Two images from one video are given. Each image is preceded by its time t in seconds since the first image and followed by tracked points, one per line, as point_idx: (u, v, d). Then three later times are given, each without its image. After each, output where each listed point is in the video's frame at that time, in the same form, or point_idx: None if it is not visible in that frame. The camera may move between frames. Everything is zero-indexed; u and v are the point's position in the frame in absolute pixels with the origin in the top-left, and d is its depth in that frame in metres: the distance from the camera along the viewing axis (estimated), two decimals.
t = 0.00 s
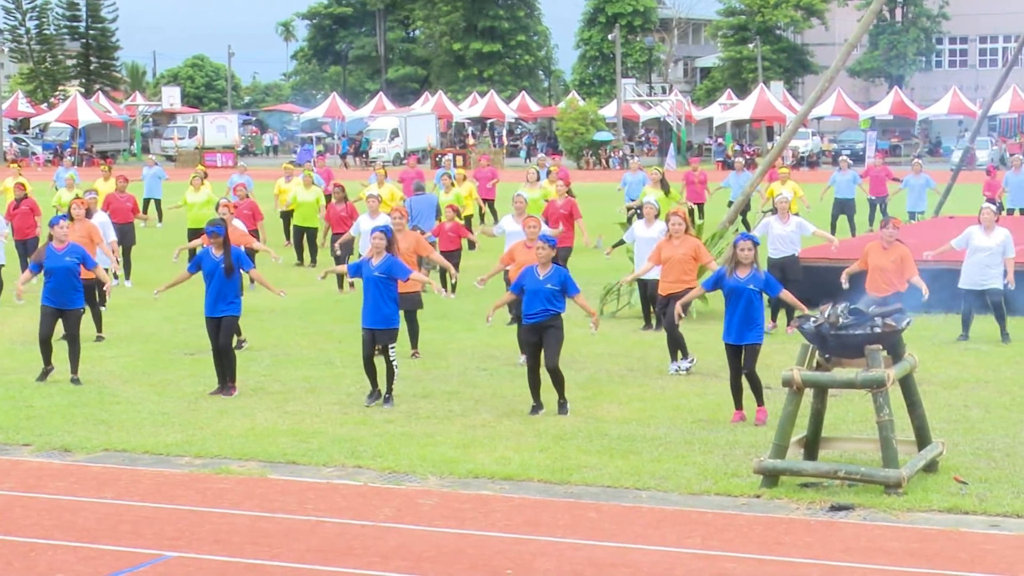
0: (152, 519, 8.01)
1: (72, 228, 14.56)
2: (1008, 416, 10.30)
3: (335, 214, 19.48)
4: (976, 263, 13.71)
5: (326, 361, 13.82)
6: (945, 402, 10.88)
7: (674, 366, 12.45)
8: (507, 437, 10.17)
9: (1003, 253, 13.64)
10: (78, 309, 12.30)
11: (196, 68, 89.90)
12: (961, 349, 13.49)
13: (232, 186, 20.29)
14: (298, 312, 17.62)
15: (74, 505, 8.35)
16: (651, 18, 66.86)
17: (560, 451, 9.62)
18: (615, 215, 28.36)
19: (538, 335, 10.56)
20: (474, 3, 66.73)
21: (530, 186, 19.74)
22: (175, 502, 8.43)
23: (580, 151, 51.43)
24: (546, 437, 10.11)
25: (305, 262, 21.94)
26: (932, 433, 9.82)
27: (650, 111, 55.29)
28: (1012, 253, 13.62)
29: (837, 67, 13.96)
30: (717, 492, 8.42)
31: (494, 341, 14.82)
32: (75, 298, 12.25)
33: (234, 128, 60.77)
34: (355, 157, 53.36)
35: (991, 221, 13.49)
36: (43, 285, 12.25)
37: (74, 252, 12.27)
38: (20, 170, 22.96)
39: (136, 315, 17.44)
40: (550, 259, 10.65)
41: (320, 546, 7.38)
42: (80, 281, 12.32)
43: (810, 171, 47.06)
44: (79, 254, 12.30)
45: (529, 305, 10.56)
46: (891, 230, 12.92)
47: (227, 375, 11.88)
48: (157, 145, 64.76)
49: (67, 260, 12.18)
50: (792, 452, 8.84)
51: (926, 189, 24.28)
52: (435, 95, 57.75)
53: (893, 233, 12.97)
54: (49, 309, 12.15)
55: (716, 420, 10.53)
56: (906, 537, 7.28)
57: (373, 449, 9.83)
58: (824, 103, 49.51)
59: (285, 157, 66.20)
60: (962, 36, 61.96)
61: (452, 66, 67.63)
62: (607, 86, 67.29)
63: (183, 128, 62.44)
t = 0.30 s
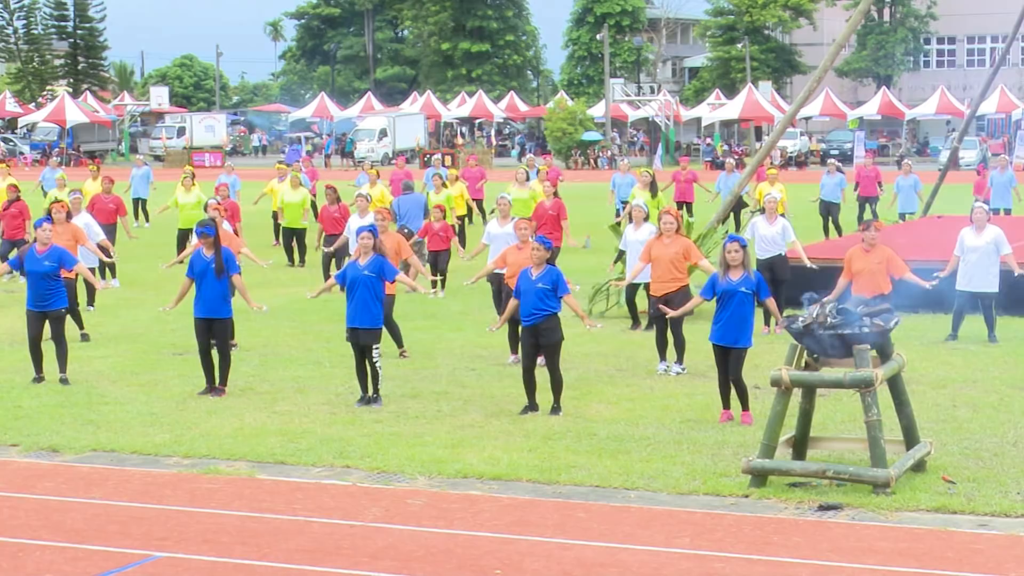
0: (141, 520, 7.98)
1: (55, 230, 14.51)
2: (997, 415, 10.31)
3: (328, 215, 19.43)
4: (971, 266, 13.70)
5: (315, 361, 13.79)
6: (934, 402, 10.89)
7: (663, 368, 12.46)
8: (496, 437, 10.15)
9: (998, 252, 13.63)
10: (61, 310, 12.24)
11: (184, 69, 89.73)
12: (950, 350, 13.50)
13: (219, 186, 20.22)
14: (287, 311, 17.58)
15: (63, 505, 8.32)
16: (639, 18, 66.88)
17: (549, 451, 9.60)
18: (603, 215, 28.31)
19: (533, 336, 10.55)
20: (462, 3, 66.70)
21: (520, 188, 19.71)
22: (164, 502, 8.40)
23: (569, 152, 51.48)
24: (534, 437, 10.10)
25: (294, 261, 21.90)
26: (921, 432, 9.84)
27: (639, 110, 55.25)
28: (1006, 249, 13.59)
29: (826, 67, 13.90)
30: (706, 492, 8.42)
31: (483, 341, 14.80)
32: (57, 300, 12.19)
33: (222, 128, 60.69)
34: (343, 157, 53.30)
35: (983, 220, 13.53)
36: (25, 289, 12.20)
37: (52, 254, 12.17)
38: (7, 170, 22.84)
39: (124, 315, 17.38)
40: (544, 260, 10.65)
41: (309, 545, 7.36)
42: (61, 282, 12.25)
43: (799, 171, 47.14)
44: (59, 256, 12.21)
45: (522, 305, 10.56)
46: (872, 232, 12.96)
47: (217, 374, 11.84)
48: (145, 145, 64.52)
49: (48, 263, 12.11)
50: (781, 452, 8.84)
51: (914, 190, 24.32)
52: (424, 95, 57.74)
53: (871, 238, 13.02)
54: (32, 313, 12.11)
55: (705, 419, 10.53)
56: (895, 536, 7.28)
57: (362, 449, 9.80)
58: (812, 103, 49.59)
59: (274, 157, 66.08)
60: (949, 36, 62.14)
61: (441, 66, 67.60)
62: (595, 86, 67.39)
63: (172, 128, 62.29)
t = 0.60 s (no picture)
0: (129, 520, 7.95)
1: (41, 227, 14.45)
2: (985, 415, 10.33)
3: (318, 215, 19.45)
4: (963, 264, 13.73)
5: (304, 361, 13.78)
6: (922, 402, 10.92)
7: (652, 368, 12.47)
8: (485, 437, 10.15)
9: (989, 249, 13.68)
10: (44, 308, 12.17)
11: (173, 69, 89.53)
12: (938, 349, 13.54)
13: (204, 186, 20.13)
14: (275, 312, 17.58)
15: (49, 506, 8.29)
16: (628, 18, 66.90)
17: (537, 451, 9.60)
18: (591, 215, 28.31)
19: (525, 336, 10.53)
20: (450, 3, 66.67)
21: (509, 188, 19.72)
22: (152, 503, 8.37)
23: (558, 152, 51.48)
24: (523, 437, 10.09)
25: (283, 260, 21.89)
26: (909, 432, 9.85)
27: (628, 111, 55.23)
28: (997, 244, 13.65)
29: (814, 67, 13.85)
30: (694, 492, 8.42)
31: (471, 341, 14.81)
32: (40, 297, 12.13)
33: (211, 128, 60.60)
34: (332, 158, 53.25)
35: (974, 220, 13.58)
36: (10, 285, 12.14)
37: (38, 250, 12.15)
38: None
39: (112, 315, 17.34)
40: (535, 259, 10.64)
41: (298, 546, 7.33)
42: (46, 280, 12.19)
43: (787, 171, 47.18)
44: (44, 253, 12.15)
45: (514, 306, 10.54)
46: (859, 233, 12.99)
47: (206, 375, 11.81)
48: (133, 146, 64.35)
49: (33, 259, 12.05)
50: (769, 452, 8.84)
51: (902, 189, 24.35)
52: (412, 95, 57.72)
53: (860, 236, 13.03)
54: (16, 309, 12.08)
55: (693, 419, 10.53)
56: (882, 537, 7.28)
57: (350, 449, 9.78)
58: (800, 104, 49.65)
59: (263, 157, 65.97)
60: (938, 36, 62.32)
61: (429, 66, 67.54)
62: (584, 86, 67.49)
63: (160, 129, 62.16)
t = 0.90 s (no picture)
0: (114, 522, 7.90)
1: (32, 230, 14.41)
2: (970, 415, 10.36)
3: (303, 218, 19.42)
4: (944, 265, 13.76)
5: (290, 362, 13.75)
6: (907, 402, 10.94)
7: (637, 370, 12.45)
8: (472, 437, 10.13)
9: (971, 251, 13.75)
10: (34, 311, 12.13)
11: (158, 69, 89.30)
12: (923, 350, 13.58)
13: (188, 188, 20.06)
14: (262, 312, 17.54)
15: (35, 507, 8.24)
16: (614, 19, 66.98)
17: (524, 451, 9.59)
18: (577, 216, 28.32)
19: (507, 337, 10.55)
20: (436, 4, 66.59)
21: (497, 188, 19.73)
22: (138, 504, 8.33)
23: (543, 153, 51.45)
24: (508, 438, 10.08)
25: (268, 262, 21.85)
26: (894, 433, 9.86)
27: (614, 111, 55.21)
28: (978, 248, 13.74)
29: (798, 70, 13.82)
30: (680, 493, 8.41)
31: (457, 342, 14.80)
32: (27, 300, 12.09)
33: (197, 129, 61.24)
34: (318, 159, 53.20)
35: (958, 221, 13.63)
36: None
37: (25, 252, 12.12)
38: None
39: (98, 316, 17.27)
40: (518, 261, 10.63)
41: (284, 547, 7.31)
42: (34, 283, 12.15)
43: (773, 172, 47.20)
44: (31, 255, 12.12)
45: (498, 308, 10.51)
46: (849, 235, 13.01)
47: (191, 377, 11.77)
48: (119, 146, 64.18)
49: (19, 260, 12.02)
50: (755, 452, 8.85)
51: (887, 190, 24.40)
52: (399, 96, 57.65)
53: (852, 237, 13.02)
54: (2, 310, 11.99)
55: (679, 420, 10.52)
56: (868, 537, 7.29)
57: (337, 450, 9.76)
58: (786, 105, 49.68)
59: (248, 158, 65.79)
60: (923, 37, 62.55)
61: (415, 67, 67.45)
62: (569, 87, 67.52)
63: (145, 129, 62.01)
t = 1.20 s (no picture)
0: (101, 524, 7.86)
1: (17, 229, 14.36)
2: (956, 416, 10.39)
3: (291, 218, 19.38)
4: (924, 264, 13.81)
5: (277, 363, 13.71)
6: (894, 403, 10.96)
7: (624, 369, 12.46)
8: (459, 439, 10.12)
9: (951, 252, 13.73)
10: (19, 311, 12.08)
11: (145, 70, 89.05)
12: (910, 350, 13.62)
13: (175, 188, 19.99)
14: (249, 314, 17.50)
15: (21, 509, 8.19)
16: (601, 20, 67.10)
17: (511, 452, 9.59)
18: (565, 217, 28.32)
19: (495, 339, 10.52)
20: (423, 5, 66.59)
21: (485, 188, 19.73)
22: (124, 506, 8.29)
23: (531, 153, 51.46)
24: (496, 439, 10.06)
25: (255, 262, 21.82)
26: (881, 434, 9.88)
27: (601, 113, 55.25)
28: (960, 250, 13.70)
29: (786, 71, 13.85)
30: (668, 494, 8.41)
31: (444, 343, 14.79)
32: (14, 299, 12.05)
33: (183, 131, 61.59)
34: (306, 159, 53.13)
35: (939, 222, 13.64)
36: None
37: (11, 252, 12.05)
38: None
39: (85, 317, 17.21)
40: (505, 262, 10.62)
41: (271, 548, 7.28)
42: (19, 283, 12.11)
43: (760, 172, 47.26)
44: (16, 254, 12.08)
45: (485, 309, 10.50)
46: (834, 232, 13.00)
47: (178, 378, 11.73)
48: (106, 148, 64.04)
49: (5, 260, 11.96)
50: (742, 453, 8.86)
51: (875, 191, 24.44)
52: (386, 97, 57.62)
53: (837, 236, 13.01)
54: None
55: (667, 421, 10.51)
56: (855, 538, 7.30)
57: (324, 451, 9.74)
58: (773, 106, 49.75)
59: (235, 159, 65.65)
60: (909, 39, 62.80)
61: (402, 67, 67.43)
62: (557, 88, 67.60)
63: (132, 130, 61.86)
